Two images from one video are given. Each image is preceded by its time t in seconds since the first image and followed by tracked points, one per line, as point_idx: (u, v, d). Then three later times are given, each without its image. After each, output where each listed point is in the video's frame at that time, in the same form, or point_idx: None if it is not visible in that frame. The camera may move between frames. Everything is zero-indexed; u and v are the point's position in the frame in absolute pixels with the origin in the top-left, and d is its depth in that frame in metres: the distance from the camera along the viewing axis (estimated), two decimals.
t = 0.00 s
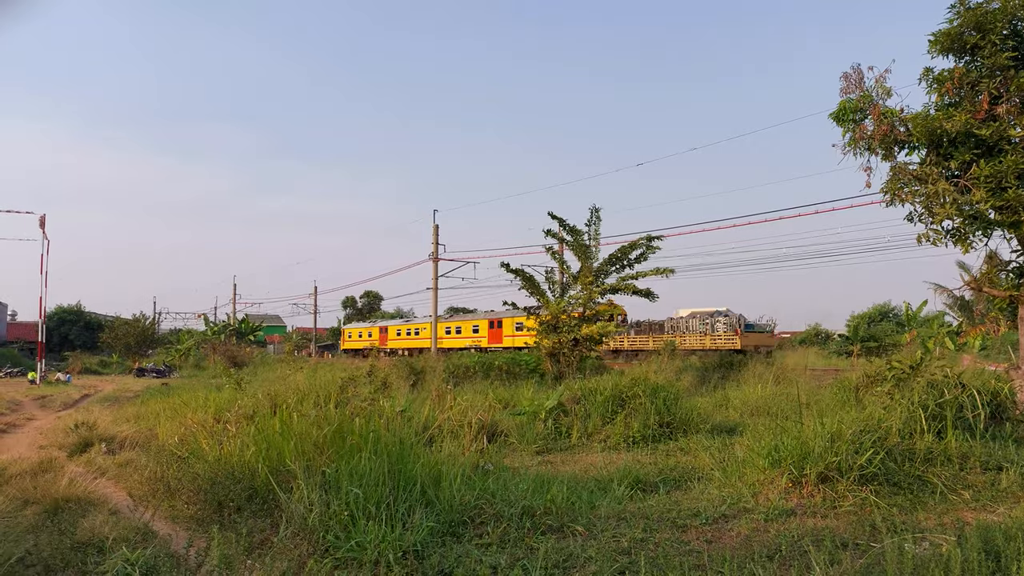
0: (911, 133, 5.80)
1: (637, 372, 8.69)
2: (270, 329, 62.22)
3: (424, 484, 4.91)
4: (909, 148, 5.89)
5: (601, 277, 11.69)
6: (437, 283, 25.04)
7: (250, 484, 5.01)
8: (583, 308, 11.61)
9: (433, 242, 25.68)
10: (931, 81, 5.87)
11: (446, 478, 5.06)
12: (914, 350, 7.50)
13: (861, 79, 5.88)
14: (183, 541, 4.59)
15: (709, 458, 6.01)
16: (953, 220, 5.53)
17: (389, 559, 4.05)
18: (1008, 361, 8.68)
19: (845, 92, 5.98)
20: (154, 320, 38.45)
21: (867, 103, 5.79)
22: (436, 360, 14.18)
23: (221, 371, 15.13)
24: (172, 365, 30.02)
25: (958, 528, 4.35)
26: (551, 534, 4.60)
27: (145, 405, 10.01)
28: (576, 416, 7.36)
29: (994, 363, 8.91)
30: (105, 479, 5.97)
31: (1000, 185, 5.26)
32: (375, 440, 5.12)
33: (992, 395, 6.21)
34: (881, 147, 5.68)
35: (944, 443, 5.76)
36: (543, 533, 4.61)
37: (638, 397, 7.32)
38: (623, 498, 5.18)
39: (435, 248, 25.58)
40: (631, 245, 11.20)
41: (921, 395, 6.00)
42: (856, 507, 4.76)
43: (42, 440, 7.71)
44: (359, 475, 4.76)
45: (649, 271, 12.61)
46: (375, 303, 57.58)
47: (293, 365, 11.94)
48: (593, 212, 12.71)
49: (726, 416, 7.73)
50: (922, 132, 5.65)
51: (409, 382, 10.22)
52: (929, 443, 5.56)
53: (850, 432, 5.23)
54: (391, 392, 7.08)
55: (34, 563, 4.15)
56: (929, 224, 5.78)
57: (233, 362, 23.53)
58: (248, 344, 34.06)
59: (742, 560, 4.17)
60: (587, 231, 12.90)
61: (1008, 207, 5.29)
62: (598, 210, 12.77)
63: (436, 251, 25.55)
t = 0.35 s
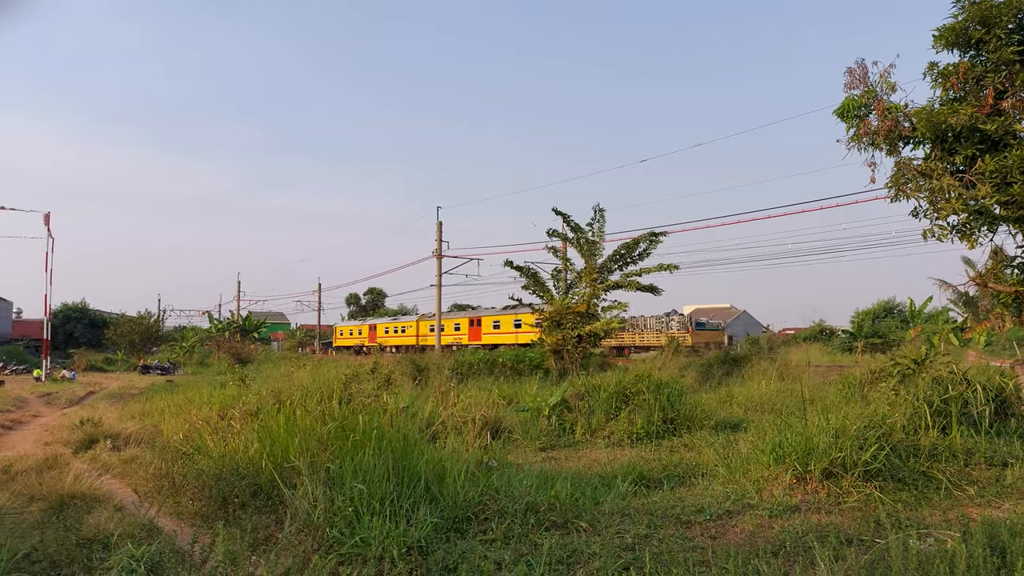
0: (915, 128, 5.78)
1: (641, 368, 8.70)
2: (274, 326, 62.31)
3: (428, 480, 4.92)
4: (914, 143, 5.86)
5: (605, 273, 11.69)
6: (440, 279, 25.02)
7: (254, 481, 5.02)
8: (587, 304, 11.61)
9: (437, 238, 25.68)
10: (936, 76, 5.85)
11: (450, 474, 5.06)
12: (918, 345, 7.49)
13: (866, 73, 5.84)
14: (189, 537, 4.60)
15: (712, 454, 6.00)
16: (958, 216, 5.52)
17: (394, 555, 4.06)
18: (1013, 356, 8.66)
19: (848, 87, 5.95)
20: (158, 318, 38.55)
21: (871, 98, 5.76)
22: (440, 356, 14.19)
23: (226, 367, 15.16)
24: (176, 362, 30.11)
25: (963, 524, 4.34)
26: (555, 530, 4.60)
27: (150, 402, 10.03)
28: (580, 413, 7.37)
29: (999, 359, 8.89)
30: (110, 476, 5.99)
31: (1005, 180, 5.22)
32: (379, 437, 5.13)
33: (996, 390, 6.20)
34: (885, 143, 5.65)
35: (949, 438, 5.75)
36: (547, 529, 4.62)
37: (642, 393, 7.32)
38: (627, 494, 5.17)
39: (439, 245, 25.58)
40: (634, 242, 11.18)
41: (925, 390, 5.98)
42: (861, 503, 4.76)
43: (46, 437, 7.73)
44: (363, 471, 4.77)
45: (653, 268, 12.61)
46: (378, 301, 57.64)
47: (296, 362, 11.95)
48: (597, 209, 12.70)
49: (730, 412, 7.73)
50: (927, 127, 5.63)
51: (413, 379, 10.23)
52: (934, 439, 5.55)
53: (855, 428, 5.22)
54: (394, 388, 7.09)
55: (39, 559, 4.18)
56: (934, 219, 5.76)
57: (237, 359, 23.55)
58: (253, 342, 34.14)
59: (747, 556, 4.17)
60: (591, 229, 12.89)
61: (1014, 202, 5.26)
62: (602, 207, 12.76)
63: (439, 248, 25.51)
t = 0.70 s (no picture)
0: (921, 123, 5.76)
1: (645, 364, 8.69)
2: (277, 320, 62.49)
3: (431, 475, 4.92)
4: (919, 139, 5.84)
5: (609, 269, 11.68)
6: (444, 274, 25.01)
7: (258, 474, 5.03)
8: (590, 300, 11.61)
9: (440, 234, 25.70)
10: (942, 71, 5.83)
11: (453, 468, 5.07)
12: (922, 341, 7.48)
13: (872, 68, 5.80)
14: (193, 530, 4.62)
15: (716, 449, 5.99)
16: (963, 211, 5.50)
17: (397, 549, 4.07)
18: (1018, 352, 8.65)
19: (854, 82, 5.91)
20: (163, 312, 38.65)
21: (876, 93, 5.73)
22: (443, 351, 14.20)
23: (230, 362, 15.20)
24: (181, 357, 30.22)
25: (967, 520, 4.33)
26: (558, 525, 4.61)
27: (154, 395, 10.06)
28: (583, 408, 7.37)
29: (1004, 355, 8.86)
30: (115, 469, 6.01)
31: (1011, 175, 5.19)
32: (382, 431, 5.13)
33: (1001, 386, 6.19)
34: (890, 138, 5.62)
35: (953, 434, 5.74)
36: (550, 523, 4.63)
37: (646, 389, 7.32)
38: (630, 489, 5.17)
39: (443, 240, 25.59)
40: (638, 238, 11.16)
41: (930, 386, 5.97)
42: (865, 498, 4.76)
43: (52, 430, 7.76)
44: (367, 465, 4.78)
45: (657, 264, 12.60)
46: (382, 296, 57.70)
47: (299, 357, 11.96)
48: (601, 205, 12.70)
49: (733, 407, 7.73)
50: (932, 123, 5.60)
51: (417, 374, 10.24)
52: (938, 435, 5.54)
53: (859, 424, 5.22)
54: (398, 383, 7.09)
55: (45, 551, 4.23)
56: (939, 215, 5.74)
57: (240, 353, 23.61)
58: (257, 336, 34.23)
59: (750, 551, 4.17)
60: (595, 225, 12.88)
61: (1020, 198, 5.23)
62: (606, 203, 12.75)
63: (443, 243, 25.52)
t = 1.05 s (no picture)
0: (928, 117, 5.73)
1: (650, 358, 8.68)
2: (282, 315, 62.68)
3: (437, 469, 4.93)
4: (926, 133, 5.82)
5: (614, 264, 11.66)
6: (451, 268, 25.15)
7: (265, 468, 5.05)
8: (595, 295, 11.60)
9: (446, 229, 25.72)
10: (949, 65, 5.80)
11: (458, 463, 5.08)
12: (929, 337, 7.45)
13: (879, 62, 5.77)
14: (200, 523, 4.64)
15: (721, 444, 5.99)
16: (970, 206, 5.48)
17: (403, 542, 4.08)
18: None
19: (860, 76, 5.88)
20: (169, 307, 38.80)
21: (883, 87, 5.71)
22: (448, 346, 14.22)
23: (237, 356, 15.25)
24: (186, 352, 30.33)
25: (974, 515, 4.32)
26: (564, 519, 4.62)
27: (160, 390, 10.09)
28: (588, 403, 7.37)
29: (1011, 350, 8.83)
30: (122, 463, 6.04)
31: (1019, 169, 5.17)
32: (387, 425, 5.14)
33: (1008, 382, 6.17)
34: (897, 132, 5.59)
35: (960, 430, 5.72)
36: (555, 518, 4.64)
37: (651, 383, 7.32)
38: (636, 484, 5.17)
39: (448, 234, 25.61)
40: (644, 233, 11.14)
41: (937, 381, 5.95)
42: (871, 493, 4.75)
43: (58, 424, 7.78)
44: (373, 459, 4.79)
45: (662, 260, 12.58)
46: (389, 290, 57.81)
47: (304, 351, 11.99)
48: (608, 199, 12.69)
49: (738, 402, 7.72)
50: (939, 117, 5.58)
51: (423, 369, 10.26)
52: (944, 430, 5.52)
53: (865, 419, 5.21)
54: (403, 377, 7.10)
55: (52, 545, 4.29)
56: (946, 210, 5.71)
57: (246, 348, 23.68)
58: (263, 332, 34.34)
59: (756, 545, 4.17)
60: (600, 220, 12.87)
61: None
62: (612, 198, 12.73)
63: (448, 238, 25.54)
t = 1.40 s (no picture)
0: (939, 111, 5.69)
1: (660, 354, 8.68)
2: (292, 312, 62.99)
3: (448, 465, 4.95)
4: (937, 126, 5.77)
5: (623, 260, 11.65)
6: (459, 265, 25.20)
7: (276, 464, 5.08)
8: (604, 291, 11.59)
9: (454, 226, 25.78)
10: (960, 58, 5.76)
11: (469, 459, 5.09)
12: (941, 331, 7.41)
13: (889, 55, 5.73)
14: (213, 520, 4.67)
15: (731, 440, 5.99)
16: (982, 199, 5.44)
17: (415, 538, 4.10)
18: None
19: (871, 69, 5.83)
20: (179, 306, 39.04)
21: (893, 81, 5.67)
22: (457, 342, 14.25)
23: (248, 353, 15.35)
24: (196, 349, 30.55)
25: (987, 510, 4.30)
26: (575, 514, 4.62)
27: (172, 387, 10.15)
28: (598, 399, 7.37)
29: None
30: (135, 460, 6.08)
31: None
32: (398, 422, 5.15)
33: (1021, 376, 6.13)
34: (908, 126, 5.55)
35: (972, 425, 5.68)
36: (566, 513, 4.64)
37: (661, 379, 7.32)
38: (646, 479, 5.17)
39: (457, 232, 25.68)
40: (653, 228, 11.12)
41: (949, 376, 5.92)
42: (883, 488, 4.74)
43: (72, 421, 7.84)
44: (383, 456, 4.81)
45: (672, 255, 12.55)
46: (397, 287, 57.91)
47: (313, 349, 12.03)
48: (617, 195, 12.67)
49: (749, 397, 7.71)
50: (950, 110, 5.54)
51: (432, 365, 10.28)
52: (957, 425, 5.49)
53: (877, 414, 5.19)
54: (413, 374, 7.12)
55: (67, 541, 4.33)
56: (958, 203, 5.67)
57: (255, 345, 23.82)
58: (274, 329, 34.49)
59: (767, 541, 4.17)
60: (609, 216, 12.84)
61: None
62: (621, 193, 12.71)
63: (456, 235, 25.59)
